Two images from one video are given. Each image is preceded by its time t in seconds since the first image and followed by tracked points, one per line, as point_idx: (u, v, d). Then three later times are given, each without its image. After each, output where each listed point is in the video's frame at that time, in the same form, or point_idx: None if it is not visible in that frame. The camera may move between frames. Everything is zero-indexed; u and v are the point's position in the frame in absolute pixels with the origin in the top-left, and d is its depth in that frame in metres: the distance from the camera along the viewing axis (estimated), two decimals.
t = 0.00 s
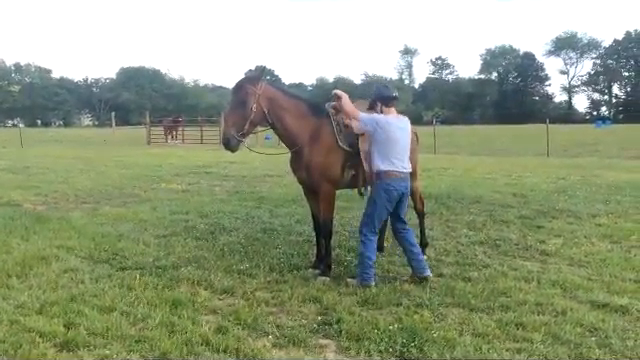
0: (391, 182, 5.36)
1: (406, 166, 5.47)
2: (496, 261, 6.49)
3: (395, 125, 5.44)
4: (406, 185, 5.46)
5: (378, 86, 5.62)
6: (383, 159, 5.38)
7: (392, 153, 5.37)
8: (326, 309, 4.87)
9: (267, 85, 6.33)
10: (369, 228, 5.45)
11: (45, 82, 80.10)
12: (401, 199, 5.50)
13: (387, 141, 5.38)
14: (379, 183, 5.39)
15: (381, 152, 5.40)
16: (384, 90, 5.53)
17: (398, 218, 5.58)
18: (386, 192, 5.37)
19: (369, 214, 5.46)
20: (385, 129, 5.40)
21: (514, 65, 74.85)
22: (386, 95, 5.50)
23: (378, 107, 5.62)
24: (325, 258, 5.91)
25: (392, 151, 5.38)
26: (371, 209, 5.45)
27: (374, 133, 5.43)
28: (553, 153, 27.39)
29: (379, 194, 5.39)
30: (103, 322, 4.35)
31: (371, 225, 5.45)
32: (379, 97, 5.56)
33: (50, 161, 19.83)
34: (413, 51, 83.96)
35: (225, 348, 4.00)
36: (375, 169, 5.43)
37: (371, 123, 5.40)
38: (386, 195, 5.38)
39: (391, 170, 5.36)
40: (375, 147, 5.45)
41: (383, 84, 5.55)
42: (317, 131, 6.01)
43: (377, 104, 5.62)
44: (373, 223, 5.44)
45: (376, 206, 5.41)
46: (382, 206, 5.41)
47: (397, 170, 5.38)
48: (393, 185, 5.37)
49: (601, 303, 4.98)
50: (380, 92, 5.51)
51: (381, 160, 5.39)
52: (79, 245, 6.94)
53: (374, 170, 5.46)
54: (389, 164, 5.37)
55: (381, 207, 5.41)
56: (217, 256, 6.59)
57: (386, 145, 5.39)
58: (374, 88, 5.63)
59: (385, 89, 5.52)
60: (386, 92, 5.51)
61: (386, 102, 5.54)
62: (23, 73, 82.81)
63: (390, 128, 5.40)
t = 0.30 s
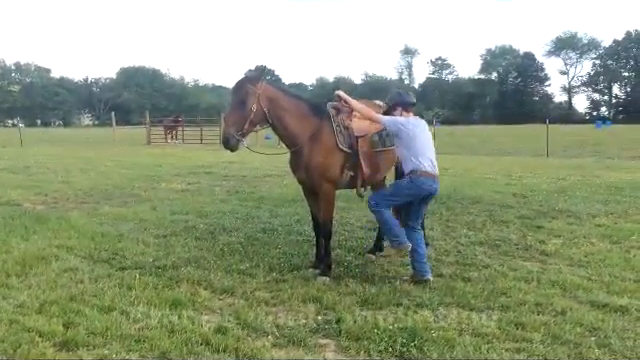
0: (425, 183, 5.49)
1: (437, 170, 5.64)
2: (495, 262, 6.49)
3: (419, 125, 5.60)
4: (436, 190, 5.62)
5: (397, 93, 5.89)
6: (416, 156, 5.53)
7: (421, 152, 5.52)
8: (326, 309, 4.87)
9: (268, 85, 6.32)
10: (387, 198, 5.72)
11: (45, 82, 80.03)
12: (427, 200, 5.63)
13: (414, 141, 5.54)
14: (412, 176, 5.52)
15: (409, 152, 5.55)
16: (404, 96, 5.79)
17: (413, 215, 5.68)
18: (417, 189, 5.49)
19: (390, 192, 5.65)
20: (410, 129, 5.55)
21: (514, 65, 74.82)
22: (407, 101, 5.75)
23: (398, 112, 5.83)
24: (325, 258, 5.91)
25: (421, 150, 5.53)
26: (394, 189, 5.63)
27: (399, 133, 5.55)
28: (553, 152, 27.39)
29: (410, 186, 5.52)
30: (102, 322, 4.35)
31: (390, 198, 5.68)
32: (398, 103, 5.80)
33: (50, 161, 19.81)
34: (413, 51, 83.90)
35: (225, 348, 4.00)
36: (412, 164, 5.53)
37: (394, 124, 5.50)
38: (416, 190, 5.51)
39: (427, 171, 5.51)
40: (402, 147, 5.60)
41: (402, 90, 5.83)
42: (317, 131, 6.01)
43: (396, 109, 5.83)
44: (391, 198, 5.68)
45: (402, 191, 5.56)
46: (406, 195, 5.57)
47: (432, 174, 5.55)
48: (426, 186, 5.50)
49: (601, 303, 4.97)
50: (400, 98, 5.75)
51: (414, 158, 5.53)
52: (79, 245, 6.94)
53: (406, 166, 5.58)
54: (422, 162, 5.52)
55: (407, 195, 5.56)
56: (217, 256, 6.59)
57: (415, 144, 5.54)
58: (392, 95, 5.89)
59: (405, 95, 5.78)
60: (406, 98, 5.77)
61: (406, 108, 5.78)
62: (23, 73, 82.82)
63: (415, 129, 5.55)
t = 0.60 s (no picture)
0: (434, 174, 5.53)
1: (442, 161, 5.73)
2: (488, 260, 6.51)
3: (428, 113, 5.65)
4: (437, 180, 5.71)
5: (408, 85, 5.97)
6: (428, 146, 5.54)
7: (432, 141, 5.55)
8: (319, 307, 4.87)
9: (263, 80, 6.29)
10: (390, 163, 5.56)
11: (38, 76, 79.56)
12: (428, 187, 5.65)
13: (427, 130, 5.54)
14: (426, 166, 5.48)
15: (420, 140, 5.53)
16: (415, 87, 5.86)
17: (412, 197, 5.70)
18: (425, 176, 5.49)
19: (397, 163, 5.51)
20: (422, 118, 5.56)
21: (508, 64, 75.03)
22: (419, 92, 5.80)
23: (408, 103, 5.87)
24: (319, 255, 5.92)
25: (433, 139, 5.56)
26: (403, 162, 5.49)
27: (411, 123, 5.52)
28: (545, 152, 27.53)
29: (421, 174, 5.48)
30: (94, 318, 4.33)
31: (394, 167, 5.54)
32: (409, 93, 5.85)
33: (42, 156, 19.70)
34: (407, 49, 83.96)
35: (217, 345, 3.99)
36: (425, 153, 5.51)
37: (408, 114, 5.50)
38: (423, 178, 5.51)
39: (437, 163, 5.56)
40: (412, 136, 5.56)
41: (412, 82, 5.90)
42: (312, 129, 6.01)
43: (407, 100, 5.88)
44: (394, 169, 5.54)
45: (412, 171, 5.46)
46: (412, 176, 5.51)
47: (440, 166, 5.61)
48: (434, 176, 5.55)
49: (592, 302, 5.00)
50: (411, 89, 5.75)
51: (426, 147, 5.53)
52: (71, 241, 6.91)
53: (417, 153, 5.53)
54: (433, 152, 5.55)
55: (412, 175, 5.49)
56: (210, 252, 6.58)
57: (427, 133, 5.54)
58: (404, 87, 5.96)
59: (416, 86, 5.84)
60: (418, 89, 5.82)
61: (417, 99, 5.82)
62: (16, 67, 82.33)
63: (426, 118, 5.57)
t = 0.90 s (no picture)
0: (430, 177, 5.53)
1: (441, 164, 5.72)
2: (488, 257, 6.52)
3: (433, 116, 5.61)
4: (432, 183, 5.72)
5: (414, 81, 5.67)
6: (428, 149, 5.54)
7: (433, 145, 5.53)
8: (318, 302, 4.88)
9: (267, 75, 6.28)
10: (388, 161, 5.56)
11: (40, 70, 79.57)
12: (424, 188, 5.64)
13: (430, 134, 5.51)
14: (423, 168, 5.47)
15: (421, 143, 5.53)
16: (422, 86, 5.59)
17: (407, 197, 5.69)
18: (421, 178, 5.49)
19: (396, 162, 5.51)
20: (426, 121, 5.52)
21: (510, 61, 74.89)
22: (426, 92, 5.57)
23: (414, 101, 5.66)
24: (319, 252, 5.93)
25: (434, 143, 5.55)
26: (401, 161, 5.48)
27: (414, 126, 5.50)
28: (547, 149, 27.52)
29: (418, 176, 5.47)
30: (95, 312, 4.34)
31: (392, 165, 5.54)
32: (416, 92, 5.59)
33: (44, 151, 19.72)
34: (409, 46, 83.80)
35: (217, 340, 4.01)
36: (424, 156, 5.51)
37: (412, 116, 5.47)
38: (420, 180, 5.50)
39: (434, 166, 5.57)
40: (414, 138, 5.55)
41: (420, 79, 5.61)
42: (316, 125, 6.01)
43: (412, 99, 5.65)
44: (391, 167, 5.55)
45: (409, 171, 5.46)
46: (408, 176, 5.50)
47: (437, 169, 5.62)
48: (431, 179, 5.55)
49: (591, 299, 5.01)
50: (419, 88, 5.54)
51: (426, 150, 5.53)
52: (72, 236, 6.92)
53: (416, 154, 5.54)
54: (432, 156, 5.56)
55: (409, 175, 5.48)
56: (211, 248, 6.59)
57: (429, 136, 5.51)
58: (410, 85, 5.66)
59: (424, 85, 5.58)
60: (424, 89, 5.57)
61: (423, 99, 5.61)
62: (17, 62, 82.38)
63: (431, 122, 5.53)
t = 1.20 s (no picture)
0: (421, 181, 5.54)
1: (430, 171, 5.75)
2: (488, 253, 6.52)
3: (424, 122, 5.62)
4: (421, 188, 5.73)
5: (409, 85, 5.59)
6: (419, 155, 5.54)
7: (424, 151, 5.54)
8: (318, 299, 4.88)
9: (268, 73, 6.28)
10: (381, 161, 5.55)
11: (39, 69, 79.46)
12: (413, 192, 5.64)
13: (422, 140, 5.53)
14: (414, 172, 5.48)
15: (412, 148, 5.53)
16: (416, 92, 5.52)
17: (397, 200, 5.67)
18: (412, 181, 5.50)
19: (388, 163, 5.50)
20: (418, 127, 5.53)
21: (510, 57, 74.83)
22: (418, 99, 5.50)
23: (405, 106, 5.62)
24: (320, 250, 5.93)
25: (425, 149, 5.55)
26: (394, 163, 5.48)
27: (407, 131, 5.51)
28: (547, 145, 27.55)
29: (409, 180, 5.49)
30: (96, 310, 4.35)
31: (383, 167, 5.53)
32: (408, 98, 5.53)
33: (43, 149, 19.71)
34: (409, 42, 83.66)
35: (218, 337, 4.02)
36: (415, 160, 5.53)
37: (407, 122, 5.47)
38: (411, 183, 5.51)
39: (425, 171, 5.58)
40: (405, 143, 5.55)
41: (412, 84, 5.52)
42: (317, 123, 6.01)
43: (404, 103, 5.60)
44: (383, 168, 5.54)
45: (400, 174, 5.47)
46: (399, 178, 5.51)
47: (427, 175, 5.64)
48: (421, 184, 5.57)
49: (591, 295, 5.01)
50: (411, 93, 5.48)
51: (418, 156, 5.53)
52: (72, 234, 6.93)
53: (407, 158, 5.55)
54: (423, 162, 5.57)
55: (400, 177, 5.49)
56: (211, 246, 6.60)
57: (420, 142, 5.52)
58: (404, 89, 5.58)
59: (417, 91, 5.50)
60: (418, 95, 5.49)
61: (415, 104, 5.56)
62: (16, 60, 82.26)
63: (423, 129, 5.55)
